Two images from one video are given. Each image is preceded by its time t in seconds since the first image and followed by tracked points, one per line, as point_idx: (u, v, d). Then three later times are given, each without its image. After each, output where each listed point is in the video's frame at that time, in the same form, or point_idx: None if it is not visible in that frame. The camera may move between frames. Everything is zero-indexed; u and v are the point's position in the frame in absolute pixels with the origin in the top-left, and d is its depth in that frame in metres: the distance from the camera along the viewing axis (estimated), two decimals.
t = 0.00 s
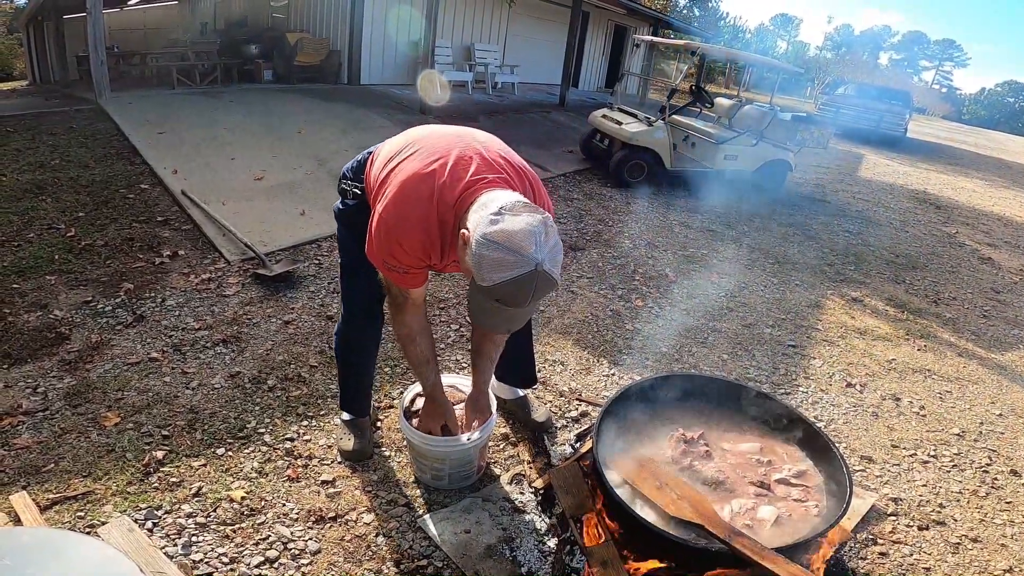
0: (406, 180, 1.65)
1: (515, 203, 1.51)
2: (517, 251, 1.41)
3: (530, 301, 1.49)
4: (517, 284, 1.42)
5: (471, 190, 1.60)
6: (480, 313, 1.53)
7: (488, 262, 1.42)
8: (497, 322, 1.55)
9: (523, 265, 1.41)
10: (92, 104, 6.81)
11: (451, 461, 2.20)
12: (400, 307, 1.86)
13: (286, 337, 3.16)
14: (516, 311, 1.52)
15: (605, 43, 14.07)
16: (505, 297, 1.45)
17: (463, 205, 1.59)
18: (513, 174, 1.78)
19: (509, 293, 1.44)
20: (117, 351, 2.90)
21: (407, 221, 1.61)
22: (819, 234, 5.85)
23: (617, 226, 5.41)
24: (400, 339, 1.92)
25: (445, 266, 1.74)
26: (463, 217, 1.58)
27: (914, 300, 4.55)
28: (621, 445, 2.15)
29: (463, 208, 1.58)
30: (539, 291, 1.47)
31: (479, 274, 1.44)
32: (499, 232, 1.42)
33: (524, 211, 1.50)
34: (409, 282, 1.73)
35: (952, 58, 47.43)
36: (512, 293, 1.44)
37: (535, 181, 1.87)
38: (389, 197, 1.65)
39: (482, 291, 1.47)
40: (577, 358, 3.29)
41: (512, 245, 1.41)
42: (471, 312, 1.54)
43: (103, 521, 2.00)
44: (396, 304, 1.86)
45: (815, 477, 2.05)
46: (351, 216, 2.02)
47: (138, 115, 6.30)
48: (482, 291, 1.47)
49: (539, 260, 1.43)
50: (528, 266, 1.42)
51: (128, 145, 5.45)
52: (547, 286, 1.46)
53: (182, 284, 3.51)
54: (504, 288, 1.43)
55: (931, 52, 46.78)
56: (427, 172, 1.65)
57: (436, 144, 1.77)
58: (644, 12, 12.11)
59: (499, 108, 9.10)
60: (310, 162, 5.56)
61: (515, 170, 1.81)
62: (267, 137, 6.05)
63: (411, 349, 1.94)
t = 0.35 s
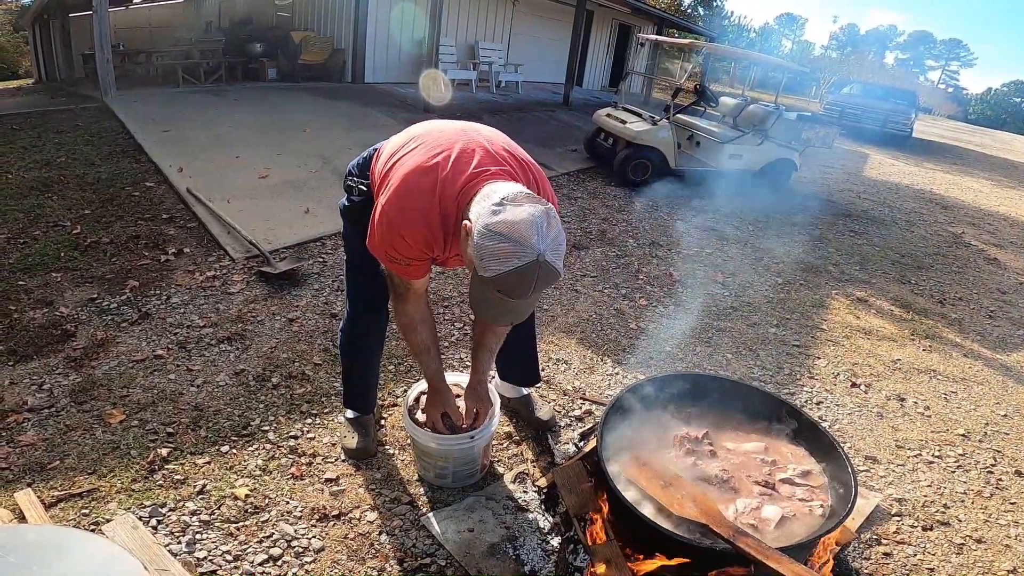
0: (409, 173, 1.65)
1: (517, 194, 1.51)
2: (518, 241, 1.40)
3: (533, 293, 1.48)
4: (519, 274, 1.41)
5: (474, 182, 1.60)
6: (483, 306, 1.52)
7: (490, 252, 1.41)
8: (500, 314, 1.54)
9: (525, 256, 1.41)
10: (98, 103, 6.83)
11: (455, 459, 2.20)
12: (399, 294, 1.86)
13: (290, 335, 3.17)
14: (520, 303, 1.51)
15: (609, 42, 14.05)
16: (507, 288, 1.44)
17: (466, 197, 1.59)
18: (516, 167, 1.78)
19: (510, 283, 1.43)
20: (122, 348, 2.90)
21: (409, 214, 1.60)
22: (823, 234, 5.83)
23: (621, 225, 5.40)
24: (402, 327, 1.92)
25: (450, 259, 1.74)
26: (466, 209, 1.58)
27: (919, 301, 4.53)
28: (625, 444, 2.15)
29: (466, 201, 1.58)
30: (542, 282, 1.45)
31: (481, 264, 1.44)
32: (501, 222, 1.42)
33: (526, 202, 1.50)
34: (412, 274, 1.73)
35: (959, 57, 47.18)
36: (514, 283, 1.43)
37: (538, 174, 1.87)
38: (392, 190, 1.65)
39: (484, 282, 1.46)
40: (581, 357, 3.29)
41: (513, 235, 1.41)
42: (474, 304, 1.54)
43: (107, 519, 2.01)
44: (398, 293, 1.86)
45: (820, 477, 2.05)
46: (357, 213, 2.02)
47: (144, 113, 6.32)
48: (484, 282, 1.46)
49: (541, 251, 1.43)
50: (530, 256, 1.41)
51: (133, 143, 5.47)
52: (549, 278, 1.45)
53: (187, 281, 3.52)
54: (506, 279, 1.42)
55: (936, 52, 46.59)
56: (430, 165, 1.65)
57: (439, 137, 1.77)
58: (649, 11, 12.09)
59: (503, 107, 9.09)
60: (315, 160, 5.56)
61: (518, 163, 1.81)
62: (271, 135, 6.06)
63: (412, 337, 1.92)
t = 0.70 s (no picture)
0: (413, 172, 1.65)
1: (523, 189, 1.52)
2: (527, 236, 1.40)
3: (543, 288, 1.47)
4: (529, 269, 1.41)
5: (479, 181, 1.60)
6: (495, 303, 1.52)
7: (499, 248, 1.41)
8: (511, 311, 1.53)
9: (535, 250, 1.40)
10: (100, 104, 6.85)
11: (457, 462, 2.19)
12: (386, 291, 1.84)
13: (292, 336, 3.17)
14: (532, 299, 1.50)
15: (610, 43, 14.06)
16: (518, 284, 1.44)
17: (470, 196, 1.59)
18: (519, 165, 1.78)
19: (521, 279, 1.43)
20: (124, 350, 2.91)
21: (414, 214, 1.60)
22: (825, 236, 5.83)
23: (622, 227, 5.40)
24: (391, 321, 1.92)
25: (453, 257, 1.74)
26: (471, 208, 1.58)
27: (922, 303, 4.52)
28: (628, 445, 2.15)
29: (471, 200, 1.58)
30: (553, 276, 1.45)
31: (490, 261, 1.44)
32: (508, 219, 1.43)
33: (533, 197, 1.50)
34: (415, 272, 1.73)
35: (961, 58, 47.13)
36: (524, 279, 1.42)
37: (541, 172, 1.87)
38: (396, 189, 1.65)
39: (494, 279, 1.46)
40: (583, 359, 3.29)
41: (521, 231, 1.41)
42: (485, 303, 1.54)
43: (109, 521, 2.01)
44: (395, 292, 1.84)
45: (823, 479, 2.04)
46: (359, 216, 2.02)
47: (146, 114, 6.34)
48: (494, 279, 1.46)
49: (551, 245, 1.42)
50: (540, 250, 1.41)
51: (136, 145, 5.48)
52: (560, 272, 1.45)
53: (189, 283, 3.53)
54: (516, 275, 1.42)
55: (938, 53, 46.56)
56: (434, 164, 1.65)
57: (442, 136, 1.77)
58: (650, 13, 12.09)
59: (505, 108, 9.10)
60: (316, 161, 5.57)
61: (521, 160, 1.82)
62: (273, 136, 6.07)
63: (399, 332, 1.93)
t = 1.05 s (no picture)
0: (414, 168, 1.65)
1: (524, 182, 1.52)
2: (530, 228, 1.40)
3: (546, 280, 1.48)
4: (532, 262, 1.41)
5: (480, 176, 1.61)
6: (498, 297, 1.52)
7: (502, 241, 1.42)
8: (513, 304, 1.53)
9: (538, 242, 1.41)
10: (100, 107, 6.85)
11: (459, 462, 2.19)
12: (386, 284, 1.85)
13: (293, 338, 3.17)
14: (535, 291, 1.51)
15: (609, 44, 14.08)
16: (521, 276, 1.44)
17: (472, 191, 1.59)
18: (519, 161, 1.79)
19: (524, 271, 1.43)
20: (125, 353, 2.91)
21: (415, 210, 1.61)
22: (824, 235, 5.83)
23: (622, 228, 5.40)
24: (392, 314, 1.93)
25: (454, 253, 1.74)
26: (473, 203, 1.59)
27: (922, 301, 4.52)
28: (629, 445, 2.15)
29: (472, 195, 1.59)
30: (555, 268, 1.45)
31: (493, 254, 1.44)
32: (511, 211, 1.43)
33: (534, 189, 1.51)
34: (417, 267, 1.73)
35: (958, 57, 47.19)
36: (528, 271, 1.43)
37: (540, 167, 1.87)
38: (397, 185, 1.65)
39: (497, 272, 1.46)
40: (583, 359, 3.29)
41: (524, 223, 1.41)
42: (488, 297, 1.54)
43: (113, 522, 2.01)
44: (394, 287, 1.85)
45: (824, 477, 2.05)
46: (359, 218, 2.02)
47: (145, 117, 6.34)
48: (497, 273, 1.46)
49: (554, 236, 1.43)
50: (543, 242, 1.41)
51: (135, 147, 5.48)
52: (562, 264, 1.45)
53: (190, 286, 3.53)
54: (519, 267, 1.42)
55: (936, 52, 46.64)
56: (435, 160, 1.65)
57: (441, 133, 1.78)
58: (648, 13, 12.11)
59: (503, 109, 9.11)
60: (316, 163, 5.57)
61: (521, 156, 1.82)
62: (272, 138, 6.07)
63: (400, 323, 1.94)
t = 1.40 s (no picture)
0: (410, 172, 1.66)
1: (517, 188, 1.53)
2: (522, 232, 1.41)
3: (538, 285, 1.48)
4: (524, 266, 1.42)
5: (475, 181, 1.62)
6: (490, 301, 1.53)
7: (495, 245, 1.43)
8: (505, 308, 1.54)
9: (529, 247, 1.41)
10: (96, 110, 6.84)
11: (457, 462, 2.20)
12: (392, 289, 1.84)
13: (291, 340, 3.18)
14: (526, 296, 1.51)
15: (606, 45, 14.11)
16: (512, 281, 1.45)
17: (468, 195, 1.60)
18: (515, 165, 1.80)
19: (515, 275, 1.43)
20: (123, 355, 2.91)
21: (411, 213, 1.61)
22: (822, 236, 5.84)
23: (619, 229, 5.41)
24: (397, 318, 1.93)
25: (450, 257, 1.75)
26: (468, 207, 1.59)
27: (919, 301, 4.54)
28: (626, 447, 2.16)
29: (468, 200, 1.60)
30: (547, 272, 1.46)
31: (486, 258, 1.45)
32: (503, 216, 1.44)
33: (526, 195, 1.51)
34: (413, 272, 1.73)
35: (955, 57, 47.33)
36: (519, 275, 1.43)
37: (536, 172, 1.88)
38: (394, 189, 1.65)
39: (489, 276, 1.47)
40: (581, 360, 3.30)
41: (516, 227, 1.42)
42: (481, 301, 1.55)
43: (111, 524, 2.01)
44: (392, 290, 1.85)
45: (821, 478, 2.05)
46: (356, 221, 2.03)
47: (142, 119, 6.34)
48: (489, 277, 1.47)
49: (545, 241, 1.43)
50: (534, 247, 1.42)
51: (132, 150, 5.48)
52: (553, 269, 1.46)
53: (188, 288, 3.53)
54: (511, 271, 1.43)
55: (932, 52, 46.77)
56: (431, 164, 1.66)
57: (438, 138, 1.79)
58: (645, 14, 12.14)
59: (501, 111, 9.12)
60: (313, 165, 5.57)
61: (517, 161, 1.83)
62: (270, 140, 6.08)
63: (406, 328, 1.94)
